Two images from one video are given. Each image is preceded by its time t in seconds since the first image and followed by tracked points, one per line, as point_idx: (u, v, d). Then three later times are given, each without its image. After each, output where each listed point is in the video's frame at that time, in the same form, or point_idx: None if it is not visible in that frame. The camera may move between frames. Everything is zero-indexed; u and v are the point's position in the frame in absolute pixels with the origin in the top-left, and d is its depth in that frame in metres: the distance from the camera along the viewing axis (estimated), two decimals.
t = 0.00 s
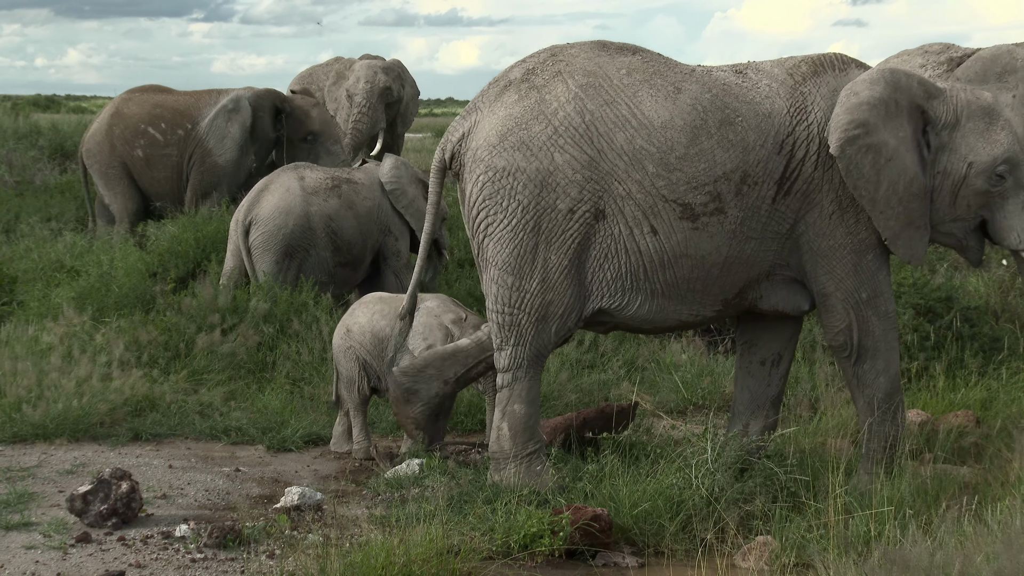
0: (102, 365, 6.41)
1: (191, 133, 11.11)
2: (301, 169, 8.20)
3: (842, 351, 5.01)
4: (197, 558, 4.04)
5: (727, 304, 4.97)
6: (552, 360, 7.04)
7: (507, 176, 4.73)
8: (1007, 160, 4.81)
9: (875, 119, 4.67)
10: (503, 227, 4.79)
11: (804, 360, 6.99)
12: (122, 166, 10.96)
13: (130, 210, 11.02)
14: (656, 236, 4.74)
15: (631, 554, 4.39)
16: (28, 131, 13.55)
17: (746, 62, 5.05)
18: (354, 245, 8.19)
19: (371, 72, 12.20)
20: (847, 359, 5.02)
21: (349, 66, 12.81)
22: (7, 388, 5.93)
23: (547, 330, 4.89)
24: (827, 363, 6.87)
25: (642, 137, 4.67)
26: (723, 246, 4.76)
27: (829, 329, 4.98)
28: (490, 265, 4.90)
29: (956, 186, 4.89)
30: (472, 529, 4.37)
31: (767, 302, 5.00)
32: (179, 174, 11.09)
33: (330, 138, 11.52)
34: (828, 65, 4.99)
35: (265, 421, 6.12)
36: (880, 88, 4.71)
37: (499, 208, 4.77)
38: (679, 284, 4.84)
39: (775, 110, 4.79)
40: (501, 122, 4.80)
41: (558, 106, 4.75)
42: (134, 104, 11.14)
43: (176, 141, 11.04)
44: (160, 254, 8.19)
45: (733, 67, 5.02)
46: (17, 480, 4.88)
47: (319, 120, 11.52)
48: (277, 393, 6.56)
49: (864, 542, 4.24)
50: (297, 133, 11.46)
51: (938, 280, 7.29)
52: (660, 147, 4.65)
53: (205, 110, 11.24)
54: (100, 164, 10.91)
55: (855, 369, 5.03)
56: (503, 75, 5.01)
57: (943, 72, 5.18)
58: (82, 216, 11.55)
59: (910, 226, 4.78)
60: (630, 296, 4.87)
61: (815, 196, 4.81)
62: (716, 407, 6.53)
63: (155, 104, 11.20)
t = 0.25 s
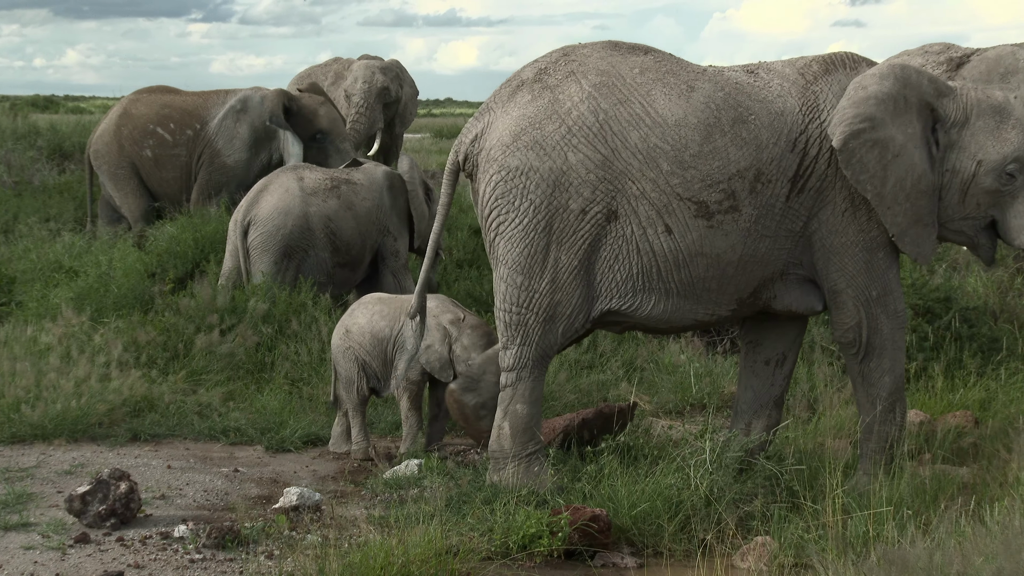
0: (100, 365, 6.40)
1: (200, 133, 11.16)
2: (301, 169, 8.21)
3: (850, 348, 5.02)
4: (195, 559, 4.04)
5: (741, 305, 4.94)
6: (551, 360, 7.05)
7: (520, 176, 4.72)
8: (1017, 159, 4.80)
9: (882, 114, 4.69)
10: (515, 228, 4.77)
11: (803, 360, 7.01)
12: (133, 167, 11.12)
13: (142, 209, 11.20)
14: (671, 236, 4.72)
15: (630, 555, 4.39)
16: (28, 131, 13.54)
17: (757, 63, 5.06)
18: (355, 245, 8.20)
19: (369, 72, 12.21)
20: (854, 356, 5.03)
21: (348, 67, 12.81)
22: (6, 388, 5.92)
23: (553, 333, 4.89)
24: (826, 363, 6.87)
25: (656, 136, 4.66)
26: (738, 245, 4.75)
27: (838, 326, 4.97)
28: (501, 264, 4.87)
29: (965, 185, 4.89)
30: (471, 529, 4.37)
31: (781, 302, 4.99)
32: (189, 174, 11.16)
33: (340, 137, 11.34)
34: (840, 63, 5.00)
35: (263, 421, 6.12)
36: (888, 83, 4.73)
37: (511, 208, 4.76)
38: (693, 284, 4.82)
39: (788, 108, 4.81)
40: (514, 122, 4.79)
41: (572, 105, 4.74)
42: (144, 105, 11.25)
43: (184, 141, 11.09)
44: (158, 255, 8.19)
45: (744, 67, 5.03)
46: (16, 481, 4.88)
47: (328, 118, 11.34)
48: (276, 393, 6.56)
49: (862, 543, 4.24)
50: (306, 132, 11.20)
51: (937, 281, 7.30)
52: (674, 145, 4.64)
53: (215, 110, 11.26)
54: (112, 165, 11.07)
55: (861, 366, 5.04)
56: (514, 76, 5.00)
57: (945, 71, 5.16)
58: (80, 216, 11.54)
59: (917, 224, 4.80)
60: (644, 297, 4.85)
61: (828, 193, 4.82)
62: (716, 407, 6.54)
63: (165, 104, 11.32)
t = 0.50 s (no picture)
0: (98, 366, 6.40)
1: (209, 135, 10.65)
2: (297, 171, 8.21)
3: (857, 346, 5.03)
4: (192, 560, 4.04)
5: (754, 307, 4.97)
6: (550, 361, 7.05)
7: (534, 179, 4.74)
8: None
9: (891, 110, 4.73)
10: (528, 231, 4.79)
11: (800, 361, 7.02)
12: (139, 169, 10.57)
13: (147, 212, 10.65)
14: (685, 240, 4.75)
15: (627, 556, 4.40)
16: (24, 132, 13.54)
17: (771, 63, 5.10)
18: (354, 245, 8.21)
19: (366, 72, 12.19)
20: (861, 354, 5.04)
21: (345, 67, 12.81)
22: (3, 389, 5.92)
23: (558, 334, 4.92)
24: (824, 364, 6.88)
25: (670, 140, 4.69)
26: (751, 248, 4.78)
27: (847, 323, 4.98)
28: (514, 267, 4.89)
29: (977, 181, 4.88)
30: (468, 530, 4.37)
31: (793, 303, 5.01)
32: (197, 177, 10.65)
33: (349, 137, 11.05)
34: (852, 63, 5.05)
35: (260, 421, 6.12)
36: (898, 79, 4.78)
37: (524, 211, 4.78)
38: (706, 288, 4.85)
39: (801, 110, 4.85)
40: (528, 125, 4.81)
41: (587, 109, 4.77)
42: (149, 107, 10.75)
43: (193, 143, 10.59)
44: (156, 256, 8.19)
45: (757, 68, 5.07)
46: (13, 482, 4.88)
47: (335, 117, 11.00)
48: (273, 394, 6.56)
49: (859, 544, 4.25)
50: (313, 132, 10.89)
51: (935, 283, 7.32)
52: (689, 149, 4.67)
53: (223, 111, 10.80)
54: (117, 167, 10.53)
55: (867, 365, 5.05)
56: (528, 78, 5.03)
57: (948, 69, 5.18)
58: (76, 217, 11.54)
59: (930, 219, 4.80)
60: (656, 300, 4.88)
61: (842, 193, 4.85)
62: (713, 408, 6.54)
63: (173, 106, 10.75)
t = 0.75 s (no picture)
0: (95, 366, 6.40)
1: (217, 135, 10.52)
2: (295, 171, 8.19)
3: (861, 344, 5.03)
4: (190, 560, 4.03)
5: (763, 308, 4.98)
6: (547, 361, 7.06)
7: (542, 181, 4.74)
8: None
9: (901, 110, 4.74)
10: (535, 232, 4.79)
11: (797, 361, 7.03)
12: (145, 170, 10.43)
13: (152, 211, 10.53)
14: (693, 241, 4.75)
15: (625, 555, 4.40)
16: (21, 132, 13.54)
17: (781, 64, 5.14)
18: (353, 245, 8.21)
19: (364, 72, 12.17)
20: (865, 351, 5.05)
21: (343, 67, 12.81)
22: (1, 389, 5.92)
23: (561, 334, 4.92)
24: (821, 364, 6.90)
25: (679, 142, 4.70)
26: (759, 249, 4.79)
27: (853, 321, 4.99)
28: (520, 267, 4.88)
29: (989, 178, 4.88)
30: (466, 530, 4.37)
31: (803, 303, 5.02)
32: (205, 177, 10.50)
33: (355, 137, 10.48)
34: (861, 63, 5.06)
35: (258, 421, 6.12)
36: (906, 80, 4.79)
37: (532, 212, 4.78)
38: (713, 289, 4.85)
39: (811, 111, 4.86)
40: (537, 127, 4.81)
41: (595, 110, 4.77)
42: (155, 107, 10.58)
43: (200, 143, 10.43)
44: (153, 256, 8.19)
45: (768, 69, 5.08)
46: (10, 482, 4.87)
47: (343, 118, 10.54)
48: (271, 394, 6.56)
49: (856, 543, 4.25)
50: (319, 132, 10.49)
51: (931, 283, 7.33)
52: (697, 151, 4.68)
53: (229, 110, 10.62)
54: (124, 168, 10.42)
55: (871, 363, 5.06)
56: (536, 79, 5.03)
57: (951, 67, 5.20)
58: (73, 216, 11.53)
59: (945, 217, 4.81)
60: (664, 301, 4.88)
61: (852, 193, 4.86)
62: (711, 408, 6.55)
63: (178, 105, 10.56)
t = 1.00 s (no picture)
0: (93, 366, 6.39)
1: (224, 134, 10.53)
2: (293, 172, 8.17)
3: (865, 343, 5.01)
4: (187, 560, 4.03)
5: (775, 308, 4.98)
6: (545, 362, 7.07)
7: (552, 181, 4.78)
8: None
9: (912, 112, 4.73)
10: (545, 233, 4.82)
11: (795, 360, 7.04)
12: (152, 170, 10.30)
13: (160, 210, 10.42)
14: (703, 240, 4.76)
15: (623, 556, 4.40)
16: (19, 132, 13.54)
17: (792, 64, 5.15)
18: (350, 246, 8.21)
19: (362, 73, 12.14)
20: (869, 350, 5.03)
21: (341, 66, 12.81)
22: None
23: (566, 334, 4.94)
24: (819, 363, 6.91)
25: (686, 141, 4.72)
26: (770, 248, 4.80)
27: (857, 320, 4.98)
28: (530, 267, 4.91)
29: (1003, 177, 4.80)
30: (463, 530, 4.37)
31: (814, 304, 5.02)
32: (212, 177, 10.44)
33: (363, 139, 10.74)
34: (872, 63, 5.06)
35: (255, 421, 6.12)
36: (917, 81, 4.78)
37: (542, 213, 4.82)
38: (723, 289, 4.86)
39: (820, 110, 4.88)
40: (547, 129, 4.86)
41: (604, 111, 4.81)
42: (161, 107, 10.48)
43: (208, 142, 10.41)
44: (151, 256, 8.19)
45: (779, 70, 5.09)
46: (8, 482, 4.87)
47: (350, 119, 10.80)
48: (269, 394, 6.56)
49: (854, 544, 4.25)
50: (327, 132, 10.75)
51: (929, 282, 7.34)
52: (705, 149, 4.70)
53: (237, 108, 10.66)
54: (130, 168, 10.29)
55: (873, 364, 5.04)
56: (548, 82, 5.07)
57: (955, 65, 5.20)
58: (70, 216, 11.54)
59: (958, 219, 4.76)
60: (675, 302, 4.90)
61: (861, 191, 4.86)
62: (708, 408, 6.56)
63: (185, 106, 10.52)
